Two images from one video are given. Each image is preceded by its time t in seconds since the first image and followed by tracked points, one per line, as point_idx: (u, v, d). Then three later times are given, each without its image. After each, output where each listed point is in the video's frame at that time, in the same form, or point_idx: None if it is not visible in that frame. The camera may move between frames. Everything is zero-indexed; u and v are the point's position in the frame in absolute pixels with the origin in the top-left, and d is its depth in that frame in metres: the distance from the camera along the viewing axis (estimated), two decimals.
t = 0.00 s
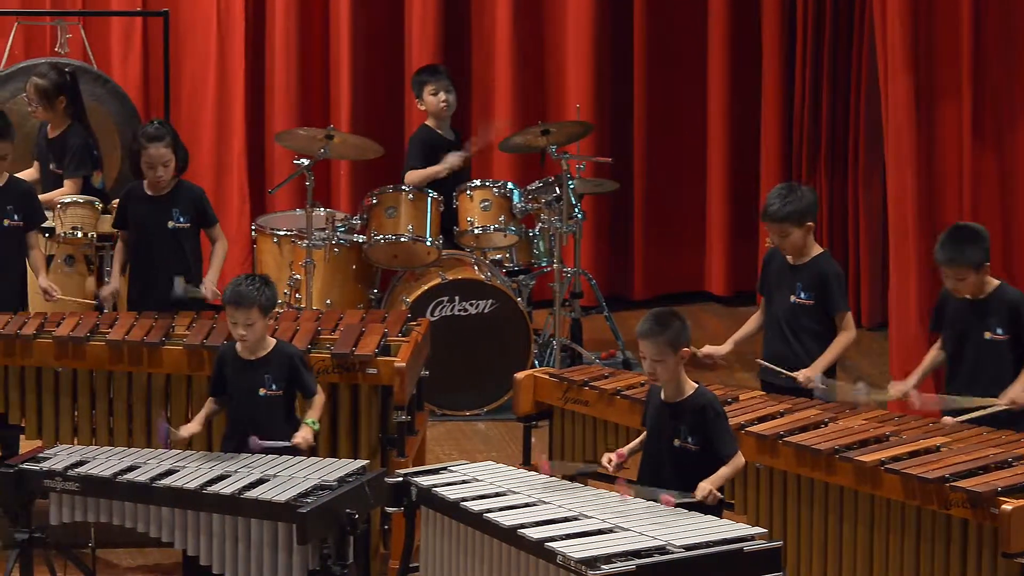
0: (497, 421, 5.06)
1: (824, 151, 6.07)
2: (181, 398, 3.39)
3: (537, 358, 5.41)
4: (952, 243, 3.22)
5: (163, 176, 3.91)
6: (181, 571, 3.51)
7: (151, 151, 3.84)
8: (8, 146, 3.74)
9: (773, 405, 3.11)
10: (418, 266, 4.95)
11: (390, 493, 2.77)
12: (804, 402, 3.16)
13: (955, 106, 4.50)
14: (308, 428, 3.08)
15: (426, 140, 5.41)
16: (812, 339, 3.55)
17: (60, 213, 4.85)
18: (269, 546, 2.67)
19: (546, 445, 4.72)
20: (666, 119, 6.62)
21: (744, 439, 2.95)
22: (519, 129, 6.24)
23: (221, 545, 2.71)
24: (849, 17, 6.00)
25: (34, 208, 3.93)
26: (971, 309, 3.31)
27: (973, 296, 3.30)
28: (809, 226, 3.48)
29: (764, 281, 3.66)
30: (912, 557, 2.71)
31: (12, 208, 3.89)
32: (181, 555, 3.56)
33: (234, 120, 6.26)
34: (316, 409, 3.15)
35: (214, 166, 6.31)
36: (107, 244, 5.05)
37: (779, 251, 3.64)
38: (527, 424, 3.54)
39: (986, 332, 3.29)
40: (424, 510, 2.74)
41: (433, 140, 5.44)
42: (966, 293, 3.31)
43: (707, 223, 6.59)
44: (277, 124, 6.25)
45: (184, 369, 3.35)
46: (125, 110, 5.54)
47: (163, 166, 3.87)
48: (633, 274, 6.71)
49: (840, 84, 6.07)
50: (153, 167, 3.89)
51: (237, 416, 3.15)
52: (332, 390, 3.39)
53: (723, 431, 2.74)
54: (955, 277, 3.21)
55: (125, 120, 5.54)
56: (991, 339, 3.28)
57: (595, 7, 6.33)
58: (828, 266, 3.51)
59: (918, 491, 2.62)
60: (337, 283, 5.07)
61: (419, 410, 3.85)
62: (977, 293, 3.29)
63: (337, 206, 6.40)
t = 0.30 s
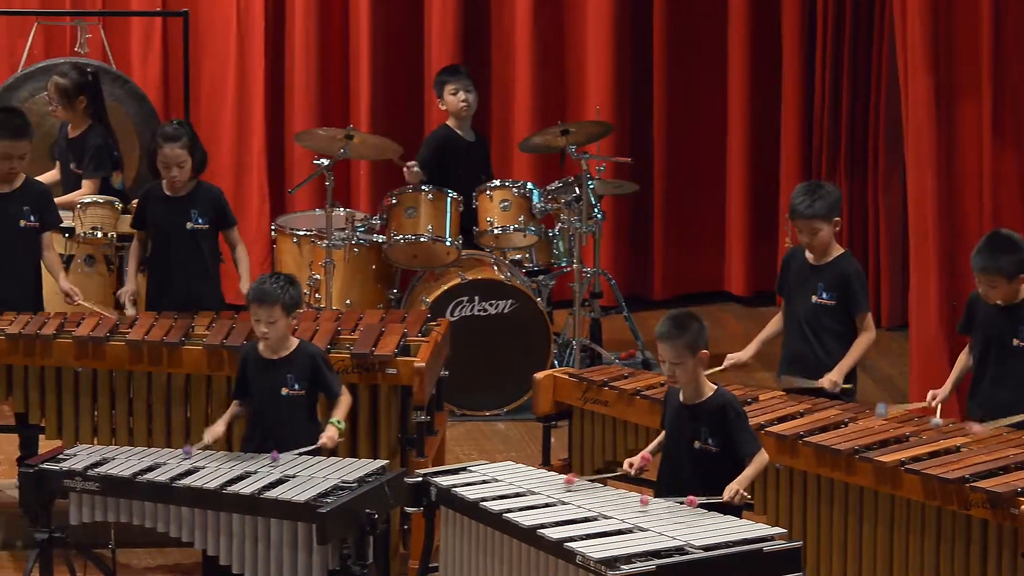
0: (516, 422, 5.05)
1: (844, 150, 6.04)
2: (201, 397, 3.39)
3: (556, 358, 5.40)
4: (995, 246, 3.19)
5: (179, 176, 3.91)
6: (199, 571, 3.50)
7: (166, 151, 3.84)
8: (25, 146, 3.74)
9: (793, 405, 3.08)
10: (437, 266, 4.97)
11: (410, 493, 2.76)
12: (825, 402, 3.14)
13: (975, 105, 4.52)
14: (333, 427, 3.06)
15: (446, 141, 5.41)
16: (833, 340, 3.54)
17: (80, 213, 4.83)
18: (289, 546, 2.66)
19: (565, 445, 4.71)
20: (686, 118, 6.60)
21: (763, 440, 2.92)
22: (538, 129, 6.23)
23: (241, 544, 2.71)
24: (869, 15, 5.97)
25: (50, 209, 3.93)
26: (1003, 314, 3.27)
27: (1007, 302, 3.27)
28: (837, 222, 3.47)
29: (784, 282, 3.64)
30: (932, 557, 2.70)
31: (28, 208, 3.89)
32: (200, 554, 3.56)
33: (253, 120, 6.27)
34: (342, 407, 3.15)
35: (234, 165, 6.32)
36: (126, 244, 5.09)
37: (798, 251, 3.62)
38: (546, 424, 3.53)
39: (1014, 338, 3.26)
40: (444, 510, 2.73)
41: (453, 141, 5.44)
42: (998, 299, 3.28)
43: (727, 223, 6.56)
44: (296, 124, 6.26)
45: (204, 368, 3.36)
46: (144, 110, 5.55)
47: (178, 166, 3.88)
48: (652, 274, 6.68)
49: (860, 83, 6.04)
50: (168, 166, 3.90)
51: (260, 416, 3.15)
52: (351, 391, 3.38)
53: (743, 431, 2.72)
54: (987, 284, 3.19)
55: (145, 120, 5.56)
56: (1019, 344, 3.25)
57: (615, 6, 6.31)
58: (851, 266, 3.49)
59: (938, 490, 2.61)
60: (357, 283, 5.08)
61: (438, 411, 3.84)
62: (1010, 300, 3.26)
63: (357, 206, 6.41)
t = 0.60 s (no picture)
0: (535, 422, 5.03)
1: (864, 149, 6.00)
2: (219, 398, 3.37)
3: (576, 358, 5.39)
4: (997, 228, 3.17)
5: (196, 174, 3.91)
6: (218, 571, 3.50)
7: (184, 148, 3.84)
8: (39, 146, 3.75)
9: (812, 405, 3.06)
10: (457, 266, 4.94)
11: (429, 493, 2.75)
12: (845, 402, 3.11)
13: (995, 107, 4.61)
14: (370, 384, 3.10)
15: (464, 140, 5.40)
16: (852, 338, 3.52)
17: (99, 213, 4.87)
18: (308, 546, 2.66)
19: (585, 445, 4.70)
20: (705, 117, 6.58)
21: (782, 440, 2.91)
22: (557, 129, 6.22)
23: (260, 545, 2.71)
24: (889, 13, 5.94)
25: (68, 209, 3.94)
26: (1001, 304, 3.26)
27: (1006, 292, 3.25)
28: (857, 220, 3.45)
29: (800, 281, 3.62)
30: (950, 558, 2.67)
31: (46, 208, 3.90)
32: (219, 554, 3.56)
33: (272, 119, 6.28)
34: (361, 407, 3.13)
35: (253, 165, 6.33)
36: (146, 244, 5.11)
37: (814, 251, 3.61)
38: (565, 424, 3.52)
39: (1014, 331, 3.23)
40: (463, 509, 2.72)
41: (471, 140, 5.43)
42: (998, 288, 3.26)
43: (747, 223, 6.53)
44: (315, 124, 6.27)
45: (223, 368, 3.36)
46: (164, 110, 5.57)
47: (195, 164, 3.88)
48: (672, 274, 6.66)
49: (880, 82, 6.00)
50: (185, 164, 3.90)
51: (282, 413, 3.15)
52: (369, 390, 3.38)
53: (760, 432, 2.70)
54: (991, 262, 3.17)
55: (165, 120, 5.58)
56: (1018, 338, 3.23)
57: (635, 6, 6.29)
58: (869, 263, 3.48)
59: (957, 491, 2.58)
60: (376, 282, 5.08)
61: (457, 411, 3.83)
62: (1010, 290, 3.24)
63: (376, 206, 6.41)
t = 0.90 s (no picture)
0: (552, 422, 5.02)
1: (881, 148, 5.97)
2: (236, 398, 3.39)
3: (592, 358, 5.38)
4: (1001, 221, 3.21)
5: (213, 176, 3.93)
6: (235, 571, 3.50)
7: (200, 150, 3.87)
8: (54, 148, 3.75)
9: (829, 405, 3.04)
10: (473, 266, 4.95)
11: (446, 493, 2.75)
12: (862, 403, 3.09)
13: (1013, 107, 4.61)
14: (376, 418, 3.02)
15: (481, 140, 5.39)
16: (876, 341, 3.50)
17: (116, 213, 4.91)
18: (324, 546, 2.66)
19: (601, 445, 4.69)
20: (722, 117, 6.55)
21: (799, 440, 2.89)
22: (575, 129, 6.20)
23: (277, 545, 2.71)
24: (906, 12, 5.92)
25: (86, 209, 3.94)
26: (1005, 300, 3.25)
27: (1009, 288, 3.25)
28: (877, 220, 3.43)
29: (822, 282, 3.61)
30: (967, 557, 2.67)
31: (63, 208, 3.90)
32: (236, 554, 3.57)
33: (289, 121, 6.28)
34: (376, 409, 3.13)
35: (270, 164, 6.34)
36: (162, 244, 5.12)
37: (834, 252, 3.58)
38: (582, 424, 3.50)
39: (1021, 326, 3.21)
40: (479, 509, 2.72)
41: (488, 140, 5.42)
42: (1001, 284, 3.27)
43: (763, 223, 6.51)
44: (331, 124, 6.28)
45: (240, 368, 3.36)
46: (181, 110, 5.58)
47: (212, 166, 3.90)
48: (688, 274, 6.64)
49: (897, 82, 5.97)
50: (202, 166, 3.92)
51: (299, 415, 3.15)
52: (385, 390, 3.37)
53: (779, 432, 2.69)
54: (995, 254, 3.19)
55: (182, 119, 5.59)
56: None
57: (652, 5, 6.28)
58: (893, 264, 3.46)
59: (974, 491, 2.57)
60: (393, 282, 5.08)
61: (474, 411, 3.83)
62: (1013, 286, 3.24)
63: (392, 206, 6.42)
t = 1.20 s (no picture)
0: (566, 422, 5.02)
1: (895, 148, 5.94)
2: (251, 397, 3.40)
3: (606, 358, 5.37)
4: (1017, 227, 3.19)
5: (236, 178, 3.92)
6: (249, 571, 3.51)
7: (224, 154, 3.83)
8: (67, 150, 3.76)
9: (843, 405, 3.03)
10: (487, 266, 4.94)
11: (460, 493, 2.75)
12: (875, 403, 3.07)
13: None
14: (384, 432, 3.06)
15: (495, 140, 5.37)
16: (904, 343, 3.47)
17: (131, 213, 4.92)
18: (339, 546, 2.66)
19: (615, 445, 4.68)
20: (737, 116, 6.53)
21: (814, 441, 2.87)
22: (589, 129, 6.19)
23: (291, 545, 2.71)
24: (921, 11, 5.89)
25: (101, 209, 3.95)
26: None
27: None
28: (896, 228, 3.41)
29: (848, 282, 3.59)
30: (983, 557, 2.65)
31: (78, 208, 3.90)
32: (250, 554, 3.57)
33: (304, 121, 6.29)
34: (390, 410, 3.13)
35: (284, 164, 6.35)
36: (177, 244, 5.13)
37: (861, 252, 3.57)
38: (596, 424, 3.49)
39: None
40: (493, 510, 2.71)
41: (502, 141, 5.42)
42: None
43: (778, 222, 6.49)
44: (345, 125, 6.29)
45: (255, 369, 3.36)
46: (195, 110, 5.59)
47: (236, 169, 3.88)
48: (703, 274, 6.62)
49: (912, 81, 5.95)
50: (225, 169, 3.89)
51: (315, 415, 3.15)
52: (400, 390, 3.37)
53: (795, 430, 2.69)
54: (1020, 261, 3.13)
55: (196, 120, 5.60)
56: None
57: (666, 4, 6.26)
58: (922, 265, 3.44)
59: (990, 491, 2.56)
60: (406, 282, 5.08)
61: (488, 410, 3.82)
62: None
63: (406, 206, 6.42)
